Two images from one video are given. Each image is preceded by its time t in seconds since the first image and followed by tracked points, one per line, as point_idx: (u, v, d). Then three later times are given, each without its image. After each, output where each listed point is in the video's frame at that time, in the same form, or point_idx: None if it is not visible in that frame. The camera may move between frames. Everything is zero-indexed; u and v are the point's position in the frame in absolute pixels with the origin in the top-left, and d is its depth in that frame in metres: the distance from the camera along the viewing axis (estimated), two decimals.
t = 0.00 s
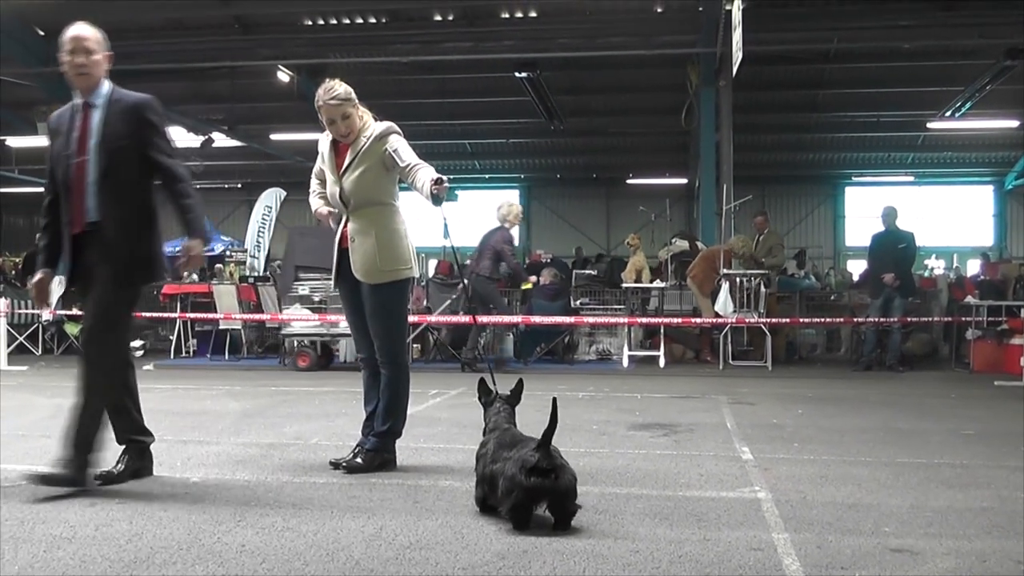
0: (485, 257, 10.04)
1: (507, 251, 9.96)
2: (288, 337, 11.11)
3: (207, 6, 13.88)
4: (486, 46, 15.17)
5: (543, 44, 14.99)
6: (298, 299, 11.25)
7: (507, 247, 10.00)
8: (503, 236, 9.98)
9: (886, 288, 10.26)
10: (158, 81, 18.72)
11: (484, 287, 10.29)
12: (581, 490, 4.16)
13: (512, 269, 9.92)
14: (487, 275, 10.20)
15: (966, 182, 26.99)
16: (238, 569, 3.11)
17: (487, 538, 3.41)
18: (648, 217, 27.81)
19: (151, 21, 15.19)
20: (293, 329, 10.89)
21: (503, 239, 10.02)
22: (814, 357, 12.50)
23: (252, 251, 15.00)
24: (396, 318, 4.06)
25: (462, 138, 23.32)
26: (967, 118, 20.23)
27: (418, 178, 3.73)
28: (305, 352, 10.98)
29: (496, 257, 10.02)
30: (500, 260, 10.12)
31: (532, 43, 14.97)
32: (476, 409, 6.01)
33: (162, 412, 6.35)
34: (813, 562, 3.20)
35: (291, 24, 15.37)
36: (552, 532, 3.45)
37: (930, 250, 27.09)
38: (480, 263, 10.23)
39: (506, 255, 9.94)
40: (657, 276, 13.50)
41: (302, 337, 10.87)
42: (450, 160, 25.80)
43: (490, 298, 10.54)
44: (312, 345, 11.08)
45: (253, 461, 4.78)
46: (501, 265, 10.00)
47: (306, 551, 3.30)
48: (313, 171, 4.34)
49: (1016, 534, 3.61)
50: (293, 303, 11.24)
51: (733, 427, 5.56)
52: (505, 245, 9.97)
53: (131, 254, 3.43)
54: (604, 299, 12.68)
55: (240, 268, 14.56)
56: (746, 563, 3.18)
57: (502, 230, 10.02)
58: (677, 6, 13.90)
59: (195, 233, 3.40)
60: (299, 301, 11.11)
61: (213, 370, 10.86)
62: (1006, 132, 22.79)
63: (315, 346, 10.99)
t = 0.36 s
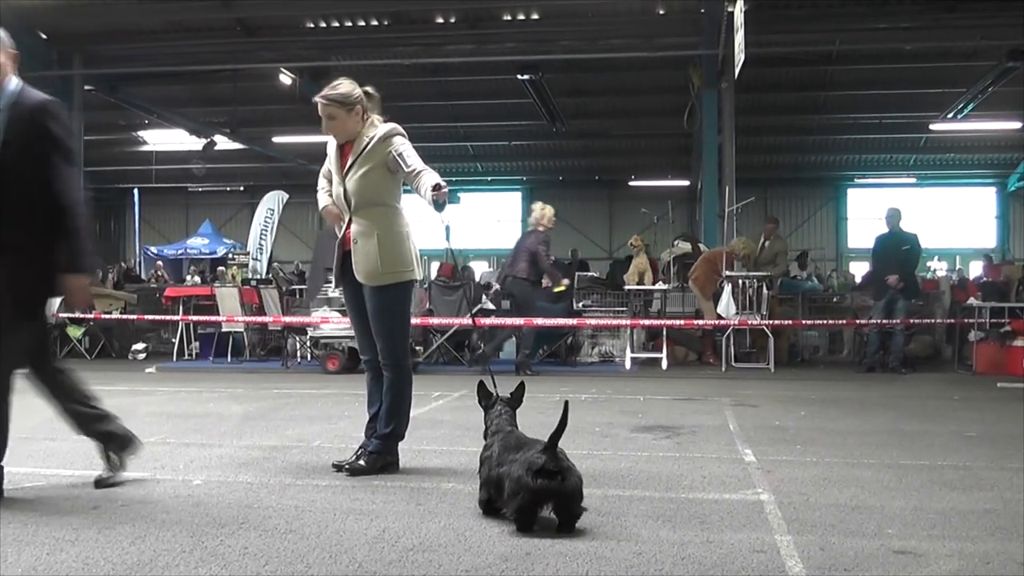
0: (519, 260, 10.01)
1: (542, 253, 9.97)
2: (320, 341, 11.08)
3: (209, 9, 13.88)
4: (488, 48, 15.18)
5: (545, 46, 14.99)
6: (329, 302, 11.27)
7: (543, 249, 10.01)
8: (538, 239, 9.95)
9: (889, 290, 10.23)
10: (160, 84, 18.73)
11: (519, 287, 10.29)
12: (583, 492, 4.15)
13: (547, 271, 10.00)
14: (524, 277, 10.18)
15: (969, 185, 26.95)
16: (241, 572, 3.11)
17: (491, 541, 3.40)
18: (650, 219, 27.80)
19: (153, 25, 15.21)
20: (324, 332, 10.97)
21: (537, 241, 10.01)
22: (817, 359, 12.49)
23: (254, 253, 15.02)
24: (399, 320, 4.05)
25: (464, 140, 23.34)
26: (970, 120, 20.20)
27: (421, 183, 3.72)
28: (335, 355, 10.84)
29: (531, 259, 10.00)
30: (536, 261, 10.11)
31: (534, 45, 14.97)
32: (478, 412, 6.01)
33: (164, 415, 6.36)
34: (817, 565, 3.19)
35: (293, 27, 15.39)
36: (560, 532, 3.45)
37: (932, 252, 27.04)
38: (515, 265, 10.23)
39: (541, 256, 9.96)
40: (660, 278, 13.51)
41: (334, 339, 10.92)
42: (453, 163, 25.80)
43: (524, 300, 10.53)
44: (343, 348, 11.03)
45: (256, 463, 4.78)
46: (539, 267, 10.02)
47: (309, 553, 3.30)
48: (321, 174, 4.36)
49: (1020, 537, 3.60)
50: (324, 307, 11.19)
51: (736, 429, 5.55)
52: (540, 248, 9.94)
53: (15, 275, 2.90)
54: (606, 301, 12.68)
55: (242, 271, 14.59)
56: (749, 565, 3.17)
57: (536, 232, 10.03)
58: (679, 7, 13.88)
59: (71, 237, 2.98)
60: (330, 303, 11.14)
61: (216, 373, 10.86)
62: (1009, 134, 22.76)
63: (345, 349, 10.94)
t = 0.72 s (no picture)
0: (548, 259, 10.40)
1: (570, 253, 10.37)
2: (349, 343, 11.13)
3: (211, 11, 13.91)
4: (490, 49, 15.18)
5: (547, 47, 15.00)
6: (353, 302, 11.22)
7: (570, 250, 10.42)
8: (566, 239, 10.38)
9: (890, 292, 10.21)
10: (163, 86, 18.76)
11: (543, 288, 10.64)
12: (585, 494, 4.16)
13: (575, 270, 10.41)
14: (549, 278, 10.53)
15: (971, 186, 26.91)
16: (243, 573, 3.12)
17: (493, 542, 3.40)
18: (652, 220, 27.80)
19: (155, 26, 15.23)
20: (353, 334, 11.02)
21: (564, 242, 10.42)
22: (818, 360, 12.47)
23: (256, 255, 15.03)
24: (397, 320, 4.05)
25: (465, 141, 23.34)
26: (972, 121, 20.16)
27: (420, 187, 3.71)
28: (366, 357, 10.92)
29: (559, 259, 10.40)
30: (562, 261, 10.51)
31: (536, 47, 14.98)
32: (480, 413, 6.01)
33: (165, 416, 6.36)
34: (818, 565, 3.19)
35: (295, 29, 15.41)
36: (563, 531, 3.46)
37: (934, 253, 26.99)
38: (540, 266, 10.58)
39: (568, 256, 10.36)
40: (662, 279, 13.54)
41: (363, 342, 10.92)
42: (454, 165, 25.80)
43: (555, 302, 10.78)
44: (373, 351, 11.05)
45: (258, 464, 4.79)
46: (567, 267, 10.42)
47: (311, 555, 3.31)
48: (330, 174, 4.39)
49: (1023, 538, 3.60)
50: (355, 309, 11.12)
51: (739, 430, 5.55)
52: (568, 248, 10.37)
53: None
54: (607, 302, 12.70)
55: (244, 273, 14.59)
56: (751, 566, 3.17)
57: (562, 233, 10.46)
58: (681, 9, 13.90)
59: None
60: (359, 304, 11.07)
61: (218, 374, 10.86)
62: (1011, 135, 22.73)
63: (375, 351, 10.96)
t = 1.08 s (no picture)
0: (579, 258, 10.15)
1: (600, 253, 10.14)
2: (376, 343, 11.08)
3: (211, 12, 13.92)
4: (490, 50, 15.19)
5: (548, 47, 14.98)
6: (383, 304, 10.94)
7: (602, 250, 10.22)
8: (597, 238, 10.20)
9: (891, 292, 10.21)
10: (164, 87, 18.77)
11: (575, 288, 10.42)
12: (588, 494, 4.16)
13: (604, 271, 10.16)
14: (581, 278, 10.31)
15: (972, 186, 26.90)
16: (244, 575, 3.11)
17: (495, 542, 3.40)
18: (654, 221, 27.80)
19: (156, 28, 15.22)
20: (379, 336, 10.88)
21: (596, 241, 10.21)
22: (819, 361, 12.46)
23: (257, 256, 15.01)
24: (398, 321, 4.05)
25: (466, 142, 23.33)
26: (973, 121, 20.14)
27: (421, 188, 3.71)
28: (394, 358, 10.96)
29: (590, 258, 10.18)
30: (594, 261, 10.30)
31: (537, 47, 14.96)
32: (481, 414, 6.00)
33: (167, 417, 6.35)
34: (820, 566, 3.19)
35: (296, 30, 15.39)
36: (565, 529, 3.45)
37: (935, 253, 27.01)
38: (572, 266, 10.39)
39: (599, 256, 10.13)
40: (663, 280, 13.58)
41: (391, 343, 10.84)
42: (456, 166, 25.80)
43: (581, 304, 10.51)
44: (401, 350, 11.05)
45: (260, 466, 4.79)
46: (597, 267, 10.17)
47: (313, 556, 3.30)
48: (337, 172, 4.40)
49: None
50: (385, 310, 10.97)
51: (740, 431, 5.54)
52: (599, 247, 10.15)
53: None
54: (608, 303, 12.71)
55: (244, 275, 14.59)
56: (753, 566, 3.17)
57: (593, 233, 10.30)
58: (681, 9, 13.90)
59: None
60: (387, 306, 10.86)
61: (218, 376, 10.85)
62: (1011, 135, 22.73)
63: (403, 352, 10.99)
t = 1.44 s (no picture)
0: (602, 257, 10.04)
1: (622, 251, 10.06)
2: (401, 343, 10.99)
3: (212, 13, 13.93)
4: (491, 50, 15.18)
5: (548, 48, 14.97)
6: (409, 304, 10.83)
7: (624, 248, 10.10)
8: (619, 237, 10.08)
9: (891, 292, 10.19)
10: (164, 88, 18.78)
11: (601, 290, 10.19)
12: (590, 494, 4.15)
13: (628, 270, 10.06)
14: (606, 279, 10.12)
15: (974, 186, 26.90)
16: None
17: (496, 543, 3.40)
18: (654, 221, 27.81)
19: (156, 28, 15.21)
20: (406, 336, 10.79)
21: (617, 240, 10.13)
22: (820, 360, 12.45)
23: (258, 257, 15.01)
24: (397, 322, 4.05)
25: (467, 143, 23.33)
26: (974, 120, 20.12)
27: (426, 186, 3.71)
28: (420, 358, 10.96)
29: (613, 258, 10.05)
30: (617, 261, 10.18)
31: (537, 47, 14.95)
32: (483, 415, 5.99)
33: (170, 418, 6.36)
34: (822, 565, 3.19)
35: (297, 30, 15.39)
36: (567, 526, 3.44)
37: (936, 253, 27.01)
38: (595, 266, 10.23)
39: (621, 254, 10.05)
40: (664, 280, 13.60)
41: (416, 343, 10.80)
42: (457, 166, 25.80)
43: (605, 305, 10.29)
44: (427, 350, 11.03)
45: (261, 466, 4.78)
46: (619, 266, 10.06)
47: (314, 556, 3.30)
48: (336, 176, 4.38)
49: None
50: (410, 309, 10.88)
51: (742, 431, 5.54)
52: (622, 246, 10.07)
53: None
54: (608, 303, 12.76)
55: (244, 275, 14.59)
56: (754, 566, 3.17)
57: (614, 232, 10.17)
58: (681, 9, 13.91)
59: None
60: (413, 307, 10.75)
61: (217, 376, 10.82)
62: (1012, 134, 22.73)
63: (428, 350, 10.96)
